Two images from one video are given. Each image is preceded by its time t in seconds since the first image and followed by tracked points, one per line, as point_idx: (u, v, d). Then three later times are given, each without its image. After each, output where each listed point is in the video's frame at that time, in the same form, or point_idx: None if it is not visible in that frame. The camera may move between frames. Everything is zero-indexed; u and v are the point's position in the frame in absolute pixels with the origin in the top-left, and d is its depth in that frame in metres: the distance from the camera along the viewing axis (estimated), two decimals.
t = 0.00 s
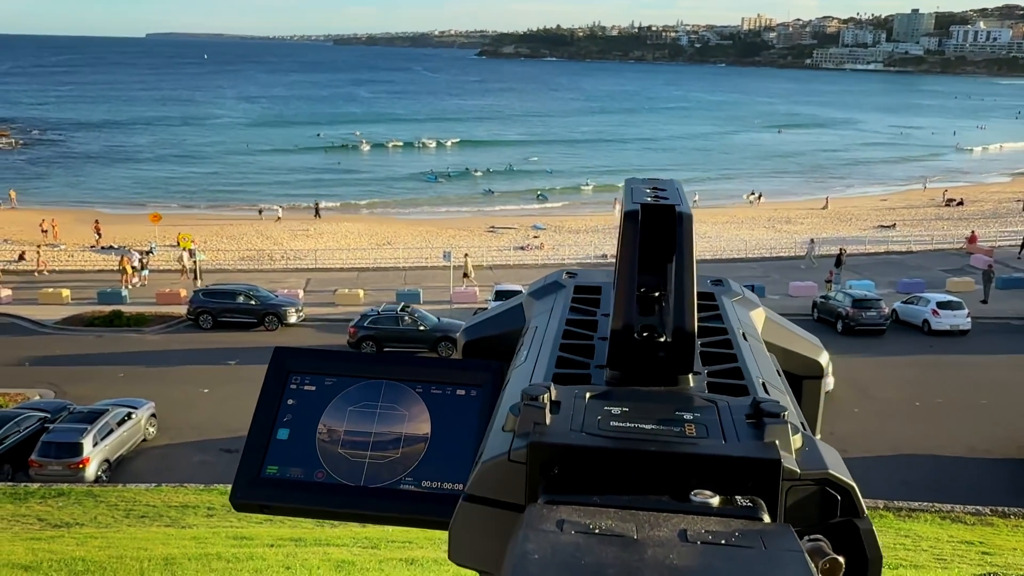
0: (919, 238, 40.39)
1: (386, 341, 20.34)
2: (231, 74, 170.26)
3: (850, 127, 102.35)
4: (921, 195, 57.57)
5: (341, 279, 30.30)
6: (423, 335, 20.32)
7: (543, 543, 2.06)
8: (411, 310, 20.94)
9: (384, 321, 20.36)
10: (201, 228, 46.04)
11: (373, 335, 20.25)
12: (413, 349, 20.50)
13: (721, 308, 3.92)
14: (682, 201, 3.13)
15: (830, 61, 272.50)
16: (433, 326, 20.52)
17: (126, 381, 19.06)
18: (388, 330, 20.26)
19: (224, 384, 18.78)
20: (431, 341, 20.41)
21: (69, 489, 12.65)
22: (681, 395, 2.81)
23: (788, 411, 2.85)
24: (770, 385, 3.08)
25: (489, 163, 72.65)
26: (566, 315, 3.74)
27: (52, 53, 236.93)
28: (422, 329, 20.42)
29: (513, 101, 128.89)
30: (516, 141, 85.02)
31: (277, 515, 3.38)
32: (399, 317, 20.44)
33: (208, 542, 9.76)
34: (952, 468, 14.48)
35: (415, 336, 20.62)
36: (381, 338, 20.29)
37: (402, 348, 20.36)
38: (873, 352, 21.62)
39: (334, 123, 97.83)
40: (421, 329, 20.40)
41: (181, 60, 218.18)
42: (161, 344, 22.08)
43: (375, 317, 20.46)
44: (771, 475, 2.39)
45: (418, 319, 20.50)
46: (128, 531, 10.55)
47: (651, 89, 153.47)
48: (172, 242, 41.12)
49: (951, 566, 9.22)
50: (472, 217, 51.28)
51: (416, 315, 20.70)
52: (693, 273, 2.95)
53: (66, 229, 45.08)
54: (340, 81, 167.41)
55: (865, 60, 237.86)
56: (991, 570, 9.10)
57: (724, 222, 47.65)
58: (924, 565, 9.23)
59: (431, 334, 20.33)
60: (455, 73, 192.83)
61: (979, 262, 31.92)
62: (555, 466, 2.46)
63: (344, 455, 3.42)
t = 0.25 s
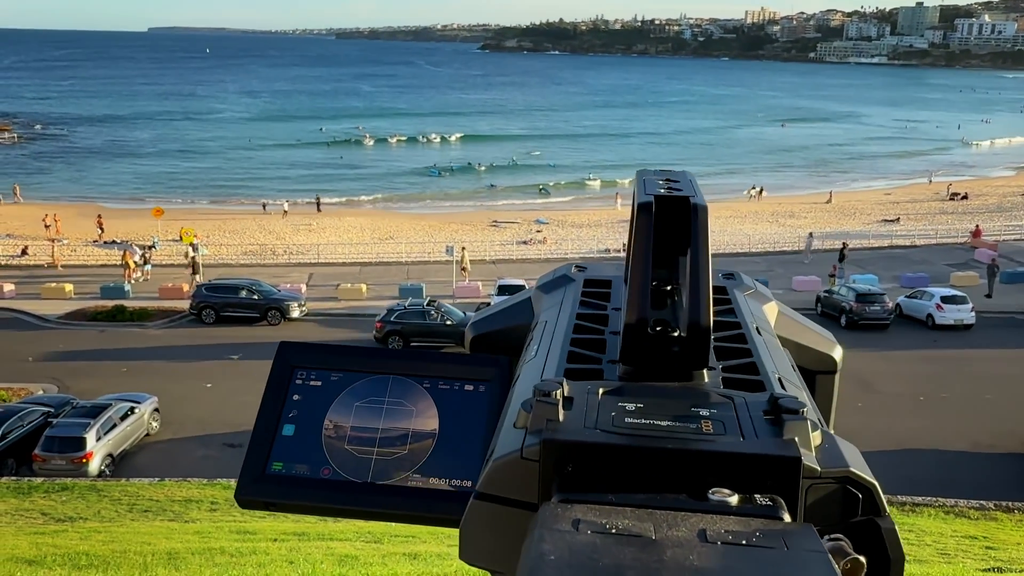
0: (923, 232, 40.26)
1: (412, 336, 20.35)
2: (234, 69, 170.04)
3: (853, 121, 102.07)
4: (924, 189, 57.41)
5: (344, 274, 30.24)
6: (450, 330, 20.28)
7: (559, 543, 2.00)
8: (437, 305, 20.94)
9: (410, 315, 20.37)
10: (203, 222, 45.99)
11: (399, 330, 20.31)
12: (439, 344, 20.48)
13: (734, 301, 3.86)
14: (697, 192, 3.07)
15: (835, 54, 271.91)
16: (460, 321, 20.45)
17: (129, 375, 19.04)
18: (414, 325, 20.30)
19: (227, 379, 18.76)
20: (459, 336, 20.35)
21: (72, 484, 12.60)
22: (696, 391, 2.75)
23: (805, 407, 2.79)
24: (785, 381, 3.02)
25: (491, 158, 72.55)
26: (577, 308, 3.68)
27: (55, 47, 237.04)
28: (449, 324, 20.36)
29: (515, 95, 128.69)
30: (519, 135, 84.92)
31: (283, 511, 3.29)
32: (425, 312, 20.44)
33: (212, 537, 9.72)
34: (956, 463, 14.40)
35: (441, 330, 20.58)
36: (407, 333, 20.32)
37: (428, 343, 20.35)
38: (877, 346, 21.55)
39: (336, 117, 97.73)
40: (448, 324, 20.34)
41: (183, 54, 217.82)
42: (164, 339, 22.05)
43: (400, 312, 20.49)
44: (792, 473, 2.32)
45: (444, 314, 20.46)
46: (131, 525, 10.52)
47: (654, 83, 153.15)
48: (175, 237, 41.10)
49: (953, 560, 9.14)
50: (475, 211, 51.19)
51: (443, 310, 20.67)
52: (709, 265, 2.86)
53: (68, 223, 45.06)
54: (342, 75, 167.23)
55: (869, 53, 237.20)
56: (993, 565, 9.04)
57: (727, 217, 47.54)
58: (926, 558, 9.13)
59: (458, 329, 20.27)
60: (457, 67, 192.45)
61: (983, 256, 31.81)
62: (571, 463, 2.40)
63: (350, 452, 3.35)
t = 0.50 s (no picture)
0: (927, 226, 40.11)
1: (437, 330, 20.34)
2: (235, 63, 169.66)
3: (856, 115, 101.75)
4: (928, 182, 57.22)
5: (346, 268, 30.16)
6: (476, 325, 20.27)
7: (574, 544, 1.92)
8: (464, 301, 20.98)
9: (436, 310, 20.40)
10: (205, 217, 45.91)
11: (425, 325, 20.31)
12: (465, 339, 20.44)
13: (748, 294, 3.77)
14: (710, 181, 2.99)
15: (838, 48, 270.69)
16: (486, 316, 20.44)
17: (132, 370, 18.98)
18: (441, 320, 20.29)
19: (230, 373, 18.70)
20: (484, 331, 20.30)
21: (75, 478, 12.56)
22: (711, 385, 2.67)
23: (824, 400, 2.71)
24: (801, 374, 2.94)
25: (493, 153, 72.34)
26: (585, 301, 3.60)
27: (56, 42, 236.57)
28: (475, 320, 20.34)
29: (517, 89, 128.39)
30: (521, 130, 84.73)
31: (286, 508, 3.21)
32: (452, 307, 20.46)
33: (215, 532, 9.66)
34: (960, 458, 14.30)
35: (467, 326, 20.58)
36: (434, 328, 20.31)
37: (454, 337, 20.33)
38: (881, 341, 21.43)
39: (338, 112, 97.59)
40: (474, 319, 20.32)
41: (184, 48, 217.53)
42: (167, 333, 22.01)
43: (427, 307, 20.52)
44: (814, 468, 2.24)
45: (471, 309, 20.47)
46: (135, 519, 10.46)
47: (657, 77, 152.71)
48: (177, 232, 41.06)
49: (957, 555, 9.02)
50: (477, 206, 51.08)
51: (469, 306, 20.70)
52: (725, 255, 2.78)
53: (71, 218, 45.01)
54: (344, 69, 166.91)
55: (872, 46, 236.08)
56: (996, 559, 8.93)
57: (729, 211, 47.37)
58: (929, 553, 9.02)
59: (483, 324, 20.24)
60: (459, 62, 191.93)
61: (987, 250, 31.69)
62: (582, 460, 2.33)
63: (356, 447, 3.26)
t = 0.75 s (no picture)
0: (931, 220, 39.93)
1: (465, 325, 20.34)
2: (237, 58, 169.46)
3: (860, 109, 101.38)
4: (932, 177, 56.95)
5: (348, 263, 30.09)
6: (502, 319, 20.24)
7: (580, 552, 1.84)
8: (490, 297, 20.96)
9: (463, 305, 20.40)
10: (208, 212, 45.86)
11: (452, 319, 20.29)
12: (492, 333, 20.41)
13: (756, 291, 3.69)
14: (719, 174, 2.90)
15: (841, 42, 269.55)
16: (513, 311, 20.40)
17: (135, 365, 18.94)
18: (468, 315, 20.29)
19: (233, 369, 18.65)
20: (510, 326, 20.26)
21: (78, 473, 12.52)
22: (721, 385, 2.59)
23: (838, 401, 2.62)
24: (814, 374, 2.85)
25: (496, 148, 72.19)
26: (590, 298, 3.51)
27: (59, 37, 236.43)
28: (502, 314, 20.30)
29: (520, 84, 128.12)
30: (524, 124, 84.55)
31: (283, 509, 3.12)
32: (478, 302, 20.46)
33: (217, 527, 9.60)
34: (964, 453, 14.20)
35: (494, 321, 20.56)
36: (460, 323, 20.30)
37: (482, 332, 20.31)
38: (886, 335, 21.30)
39: (340, 107, 97.46)
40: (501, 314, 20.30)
41: (186, 43, 217.49)
42: (170, 328, 21.96)
43: (454, 302, 20.52)
44: (829, 474, 2.16)
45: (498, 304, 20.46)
46: (138, 514, 10.41)
47: (660, 71, 152.24)
48: (179, 226, 41.02)
49: (960, 549, 8.92)
50: (479, 200, 50.95)
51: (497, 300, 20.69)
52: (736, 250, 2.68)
53: (73, 214, 44.98)
54: (347, 64, 166.66)
55: (876, 41, 235.11)
56: (1001, 555, 8.81)
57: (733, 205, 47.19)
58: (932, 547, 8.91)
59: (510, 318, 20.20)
60: (462, 56, 191.46)
61: (992, 245, 31.52)
62: (588, 463, 2.24)
63: (356, 447, 3.18)
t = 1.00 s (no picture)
0: (936, 215, 39.81)
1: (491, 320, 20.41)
2: (240, 54, 169.35)
3: (864, 104, 101.06)
4: (937, 172, 56.79)
5: (352, 259, 30.07)
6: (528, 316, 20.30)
7: (589, 554, 1.82)
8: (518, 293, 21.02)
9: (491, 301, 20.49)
10: (211, 207, 45.89)
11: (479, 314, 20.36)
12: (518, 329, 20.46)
13: (764, 287, 3.66)
14: (728, 168, 2.87)
15: (845, 37, 268.50)
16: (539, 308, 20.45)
17: (139, 361, 18.95)
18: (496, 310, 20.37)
19: (236, 364, 18.64)
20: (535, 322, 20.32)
21: (82, 469, 12.52)
22: (730, 383, 2.56)
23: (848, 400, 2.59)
24: (823, 371, 2.83)
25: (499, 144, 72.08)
26: (597, 295, 3.49)
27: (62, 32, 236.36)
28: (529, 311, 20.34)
29: (523, 79, 127.91)
30: (526, 120, 84.46)
31: (288, 508, 3.09)
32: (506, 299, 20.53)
33: (221, 522, 9.60)
34: (968, 448, 14.17)
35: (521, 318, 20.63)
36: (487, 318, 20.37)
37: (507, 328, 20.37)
38: (889, 331, 21.25)
39: (343, 102, 97.43)
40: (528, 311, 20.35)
41: (189, 38, 217.46)
42: (173, 324, 21.96)
43: (481, 297, 20.59)
44: (841, 473, 2.13)
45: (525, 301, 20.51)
46: (142, 510, 10.42)
47: (664, 66, 151.95)
48: (182, 222, 41.03)
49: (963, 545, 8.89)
50: (483, 195, 50.91)
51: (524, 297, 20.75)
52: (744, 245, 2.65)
53: (76, 209, 45.01)
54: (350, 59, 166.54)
55: (880, 35, 234.24)
56: (1005, 550, 8.76)
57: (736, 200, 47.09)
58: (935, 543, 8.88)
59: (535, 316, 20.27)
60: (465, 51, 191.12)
61: (997, 240, 31.41)
62: (597, 464, 2.22)
63: (361, 444, 3.15)
